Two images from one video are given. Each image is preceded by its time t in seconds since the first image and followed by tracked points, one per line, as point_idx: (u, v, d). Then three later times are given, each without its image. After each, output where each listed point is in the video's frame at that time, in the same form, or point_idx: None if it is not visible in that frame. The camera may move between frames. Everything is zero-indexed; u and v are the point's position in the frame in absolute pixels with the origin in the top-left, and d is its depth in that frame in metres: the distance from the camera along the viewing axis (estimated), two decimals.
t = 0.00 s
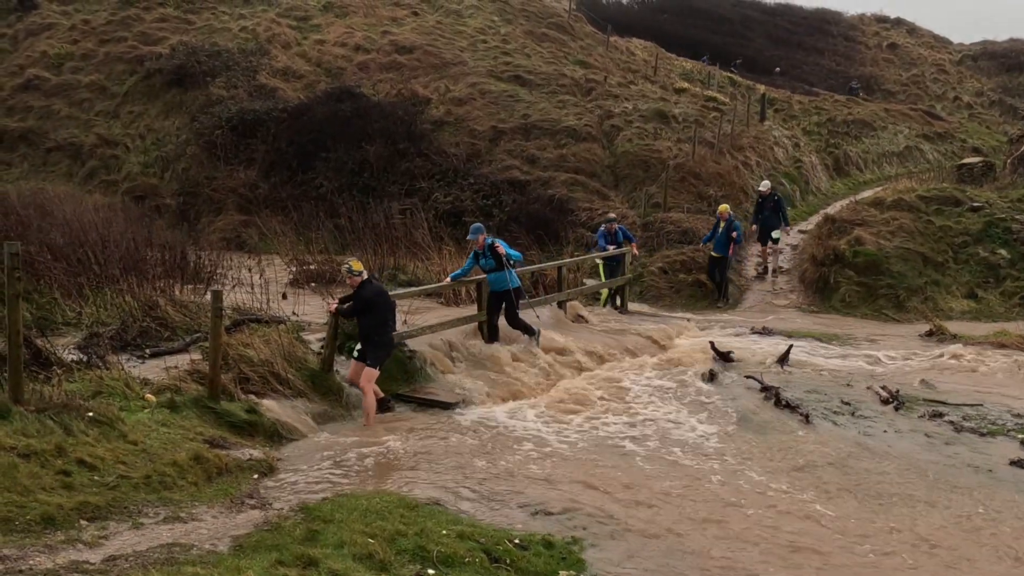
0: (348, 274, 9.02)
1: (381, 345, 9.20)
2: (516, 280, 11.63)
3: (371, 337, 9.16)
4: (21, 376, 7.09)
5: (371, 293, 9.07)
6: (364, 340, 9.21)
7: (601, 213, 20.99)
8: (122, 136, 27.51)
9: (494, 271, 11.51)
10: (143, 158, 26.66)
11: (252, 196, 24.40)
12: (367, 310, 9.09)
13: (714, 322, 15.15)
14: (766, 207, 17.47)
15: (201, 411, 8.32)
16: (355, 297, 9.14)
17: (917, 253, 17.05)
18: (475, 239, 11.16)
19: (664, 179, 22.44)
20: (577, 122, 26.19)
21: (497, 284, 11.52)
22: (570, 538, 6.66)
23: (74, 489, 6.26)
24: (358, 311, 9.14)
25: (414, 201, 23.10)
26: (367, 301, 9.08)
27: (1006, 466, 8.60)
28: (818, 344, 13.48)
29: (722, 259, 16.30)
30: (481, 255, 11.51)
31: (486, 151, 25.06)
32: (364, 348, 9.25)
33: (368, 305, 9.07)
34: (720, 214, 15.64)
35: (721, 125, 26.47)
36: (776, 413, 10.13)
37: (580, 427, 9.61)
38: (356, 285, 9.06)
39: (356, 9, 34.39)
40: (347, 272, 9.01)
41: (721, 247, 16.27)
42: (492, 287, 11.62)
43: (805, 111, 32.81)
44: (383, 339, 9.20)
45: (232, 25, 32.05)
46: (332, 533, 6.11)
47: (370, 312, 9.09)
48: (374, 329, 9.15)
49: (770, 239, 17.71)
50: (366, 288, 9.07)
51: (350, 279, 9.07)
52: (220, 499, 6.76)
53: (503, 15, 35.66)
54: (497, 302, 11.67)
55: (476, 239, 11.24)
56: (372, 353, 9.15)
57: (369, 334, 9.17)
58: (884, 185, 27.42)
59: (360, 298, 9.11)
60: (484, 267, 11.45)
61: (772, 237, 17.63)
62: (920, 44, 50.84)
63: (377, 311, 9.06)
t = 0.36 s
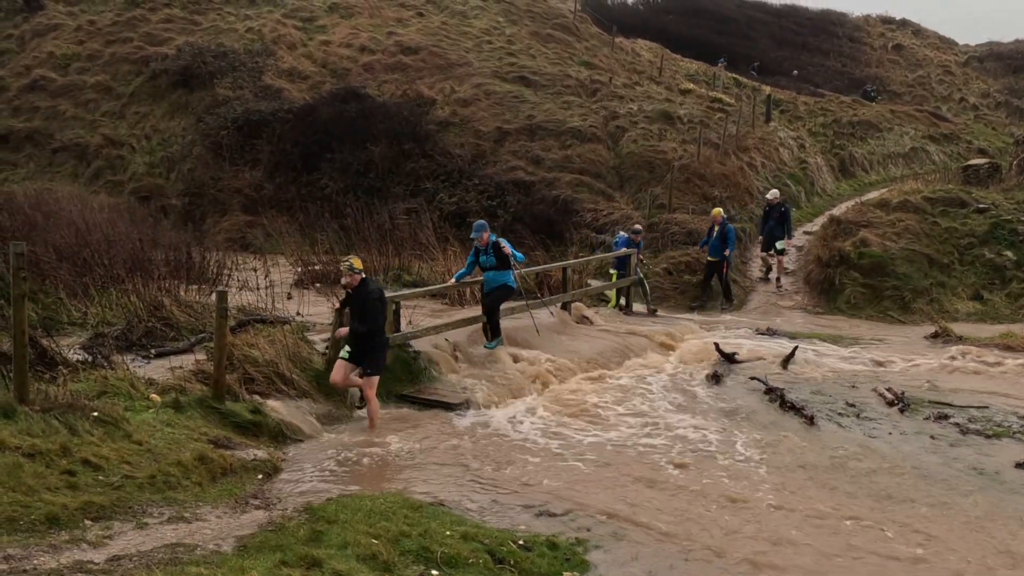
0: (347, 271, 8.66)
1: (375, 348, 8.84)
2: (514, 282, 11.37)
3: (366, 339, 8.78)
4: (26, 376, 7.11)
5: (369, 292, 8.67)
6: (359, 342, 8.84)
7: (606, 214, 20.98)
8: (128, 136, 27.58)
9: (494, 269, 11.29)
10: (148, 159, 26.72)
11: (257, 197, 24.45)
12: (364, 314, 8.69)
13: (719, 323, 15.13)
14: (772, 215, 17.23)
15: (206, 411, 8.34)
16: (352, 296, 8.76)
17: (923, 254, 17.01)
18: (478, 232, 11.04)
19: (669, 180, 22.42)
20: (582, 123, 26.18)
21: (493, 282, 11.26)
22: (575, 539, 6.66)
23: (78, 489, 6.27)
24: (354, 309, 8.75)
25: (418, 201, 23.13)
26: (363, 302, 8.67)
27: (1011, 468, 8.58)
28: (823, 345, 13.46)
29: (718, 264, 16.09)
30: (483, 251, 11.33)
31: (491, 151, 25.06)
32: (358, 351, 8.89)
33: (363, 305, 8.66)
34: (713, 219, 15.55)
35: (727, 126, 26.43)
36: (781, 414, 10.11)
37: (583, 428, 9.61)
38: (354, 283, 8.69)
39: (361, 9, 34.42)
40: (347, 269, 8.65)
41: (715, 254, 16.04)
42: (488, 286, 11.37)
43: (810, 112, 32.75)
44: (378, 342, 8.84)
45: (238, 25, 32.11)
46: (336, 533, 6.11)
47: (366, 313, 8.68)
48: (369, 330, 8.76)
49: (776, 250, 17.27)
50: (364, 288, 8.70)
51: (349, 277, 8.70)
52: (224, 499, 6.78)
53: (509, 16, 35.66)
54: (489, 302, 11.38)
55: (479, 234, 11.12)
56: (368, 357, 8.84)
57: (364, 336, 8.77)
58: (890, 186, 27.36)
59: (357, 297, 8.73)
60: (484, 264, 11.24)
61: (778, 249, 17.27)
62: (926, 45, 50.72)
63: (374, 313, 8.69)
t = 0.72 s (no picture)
0: (342, 276, 8.44)
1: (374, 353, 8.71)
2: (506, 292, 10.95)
3: (366, 344, 8.65)
4: (31, 375, 7.14)
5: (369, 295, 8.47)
6: (356, 349, 8.65)
7: (611, 215, 20.99)
8: (135, 136, 27.66)
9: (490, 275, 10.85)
10: (155, 158, 26.80)
11: (263, 197, 24.50)
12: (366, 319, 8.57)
13: (724, 324, 15.12)
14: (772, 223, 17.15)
15: (210, 410, 8.36)
16: (347, 301, 8.57)
17: (928, 256, 16.96)
18: (483, 234, 10.70)
19: (674, 181, 22.41)
20: (587, 124, 26.19)
21: (486, 287, 10.82)
22: (578, 539, 6.66)
23: (83, 487, 6.29)
24: (353, 315, 8.57)
25: (424, 202, 23.15)
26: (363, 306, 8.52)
27: (1016, 470, 8.56)
28: (827, 346, 13.45)
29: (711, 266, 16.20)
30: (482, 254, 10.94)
31: (496, 152, 25.06)
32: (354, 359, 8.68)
33: (363, 309, 8.52)
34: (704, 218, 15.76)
35: (732, 127, 26.41)
36: (785, 415, 10.10)
37: (587, 428, 9.61)
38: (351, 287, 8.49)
39: (368, 10, 34.48)
40: (342, 273, 8.44)
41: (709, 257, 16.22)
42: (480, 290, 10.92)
43: (816, 113, 32.70)
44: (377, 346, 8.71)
45: (245, 26, 32.20)
46: (339, 532, 6.13)
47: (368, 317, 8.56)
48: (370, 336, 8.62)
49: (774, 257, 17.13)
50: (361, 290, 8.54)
51: (343, 281, 8.48)
52: (228, 498, 6.80)
53: (514, 17, 35.69)
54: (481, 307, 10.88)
55: (484, 236, 10.78)
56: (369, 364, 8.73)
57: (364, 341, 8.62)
58: (896, 188, 27.31)
59: (354, 302, 8.55)
60: (481, 267, 10.82)
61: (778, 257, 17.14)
62: (932, 47, 50.62)
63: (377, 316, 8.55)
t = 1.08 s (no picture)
0: (325, 280, 8.02)
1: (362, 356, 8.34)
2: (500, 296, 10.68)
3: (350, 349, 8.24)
4: (36, 374, 7.17)
5: (351, 296, 8.20)
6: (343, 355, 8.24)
7: (614, 215, 20.99)
8: (139, 136, 27.70)
9: (482, 281, 10.52)
10: (158, 158, 26.84)
11: (267, 197, 24.52)
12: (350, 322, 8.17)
13: (727, 324, 15.12)
14: (769, 225, 16.35)
15: (214, 409, 8.38)
16: (328, 305, 8.15)
17: (931, 256, 16.95)
18: (473, 240, 10.27)
19: (677, 181, 22.39)
20: (590, 124, 26.19)
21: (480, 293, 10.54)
22: (582, 539, 6.67)
23: (88, 486, 6.31)
24: (337, 320, 8.15)
25: (427, 202, 23.16)
26: (348, 308, 8.16)
27: (1020, 471, 8.55)
28: (831, 347, 13.45)
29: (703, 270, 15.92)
30: (472, 257, 10.54)
31: (499, 152, 25.07)
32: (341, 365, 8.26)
33: (349, 310, 8.15)
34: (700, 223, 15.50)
35: (736, 127, 26.39)
36: (788, 414, 10.12)
37: (590, 428, 9.64)
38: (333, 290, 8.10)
39: (371, 10, 34.51)
40: (324, 278, 8.00)
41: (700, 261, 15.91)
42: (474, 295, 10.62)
43: (819, 113, 32.67)
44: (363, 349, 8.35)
45: (248, 26, 32.25)
46: (344, 531, 6.15)
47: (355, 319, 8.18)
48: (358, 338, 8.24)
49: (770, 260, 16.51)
50: (342, 291, 8.20)
51: (325, 285, 8.07)
52: (232, 498, 6.81)
53: (518, 17, 35.71)
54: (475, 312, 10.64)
55: (473, 240, 10.33)
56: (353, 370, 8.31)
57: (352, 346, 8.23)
58: (899, 188, 27.29)
59: (336, 305, 8.16)
60: (473, 272, 10.47)
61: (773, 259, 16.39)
62: (936, 47, 50.55)
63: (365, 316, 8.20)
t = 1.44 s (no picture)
0: (316, 278, 7.88)
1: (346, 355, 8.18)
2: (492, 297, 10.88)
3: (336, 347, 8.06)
4: (40, 376, 7.18)
5: (339, 294, 8.10)
6: (328, 352, 8.03)
7: (616, 216, 20.98)
8: (141, 137, 27.75)
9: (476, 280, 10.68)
10: (161, 160, 26.87)
11: (269, 198, 24.53)
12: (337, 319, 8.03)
13: (729, 324, 15.10)
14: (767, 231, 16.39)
15: (217, 410, 8.39)
16: (315, 303, 8.00)
17: (934, 256, 16.92)
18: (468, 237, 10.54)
19: (679, 182, 22.35)
20: (592, 125, 26.19)
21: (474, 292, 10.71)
22: (585, 539, 6.67)
23: (91, 487, 6.32)
24: (324, 317, 8.00)
25: (429, 202, 23.16)
26: (336, 305, 8.04)
27: (1023, 471, 8.54)
28: (834, 347, 13.43)
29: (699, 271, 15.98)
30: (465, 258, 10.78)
31: (501, 153, 25.07)
32: (325, 364, 8.04)
33: (337, 308, 8.03)
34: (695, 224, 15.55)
35: (737, 127, 26.36)
36: (790, 415, 10.11)
37: (594, 428, 9.65)
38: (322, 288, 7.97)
39: (372, 12, 34.53)
40: (315, 275, 7.87)
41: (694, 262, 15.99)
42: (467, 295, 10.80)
43: (821, 113, 32.63)
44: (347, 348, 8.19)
45: (250, 28, 32.30)
46: (347, 531, 6.16)
47: (343, 316, 8.07)
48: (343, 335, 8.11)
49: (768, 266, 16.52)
50: (330, 290, 8.09)
51: (314, 283, 7.92)
52: (235, 498, 6.82)
53: (519, 18, 35.73)
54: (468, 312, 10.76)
55: (467, 240, 10.53)
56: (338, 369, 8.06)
57: (338, 343, 8.06)
58: (901, 188, 27.26)
59: (324, 303, 8.03)
60: (467, 271, 10.70)
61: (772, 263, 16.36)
62: (938, 46, 50.48)
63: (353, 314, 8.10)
